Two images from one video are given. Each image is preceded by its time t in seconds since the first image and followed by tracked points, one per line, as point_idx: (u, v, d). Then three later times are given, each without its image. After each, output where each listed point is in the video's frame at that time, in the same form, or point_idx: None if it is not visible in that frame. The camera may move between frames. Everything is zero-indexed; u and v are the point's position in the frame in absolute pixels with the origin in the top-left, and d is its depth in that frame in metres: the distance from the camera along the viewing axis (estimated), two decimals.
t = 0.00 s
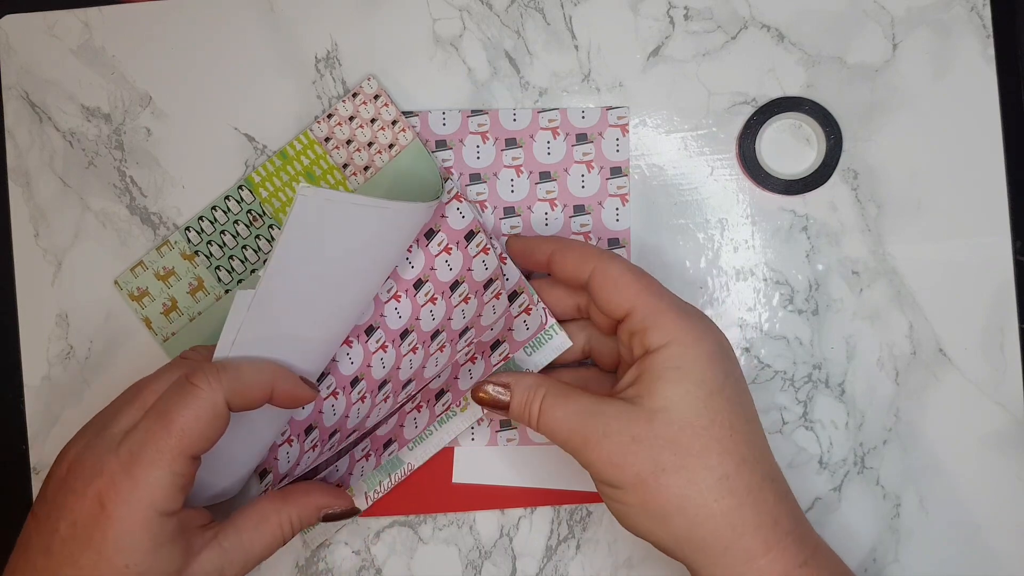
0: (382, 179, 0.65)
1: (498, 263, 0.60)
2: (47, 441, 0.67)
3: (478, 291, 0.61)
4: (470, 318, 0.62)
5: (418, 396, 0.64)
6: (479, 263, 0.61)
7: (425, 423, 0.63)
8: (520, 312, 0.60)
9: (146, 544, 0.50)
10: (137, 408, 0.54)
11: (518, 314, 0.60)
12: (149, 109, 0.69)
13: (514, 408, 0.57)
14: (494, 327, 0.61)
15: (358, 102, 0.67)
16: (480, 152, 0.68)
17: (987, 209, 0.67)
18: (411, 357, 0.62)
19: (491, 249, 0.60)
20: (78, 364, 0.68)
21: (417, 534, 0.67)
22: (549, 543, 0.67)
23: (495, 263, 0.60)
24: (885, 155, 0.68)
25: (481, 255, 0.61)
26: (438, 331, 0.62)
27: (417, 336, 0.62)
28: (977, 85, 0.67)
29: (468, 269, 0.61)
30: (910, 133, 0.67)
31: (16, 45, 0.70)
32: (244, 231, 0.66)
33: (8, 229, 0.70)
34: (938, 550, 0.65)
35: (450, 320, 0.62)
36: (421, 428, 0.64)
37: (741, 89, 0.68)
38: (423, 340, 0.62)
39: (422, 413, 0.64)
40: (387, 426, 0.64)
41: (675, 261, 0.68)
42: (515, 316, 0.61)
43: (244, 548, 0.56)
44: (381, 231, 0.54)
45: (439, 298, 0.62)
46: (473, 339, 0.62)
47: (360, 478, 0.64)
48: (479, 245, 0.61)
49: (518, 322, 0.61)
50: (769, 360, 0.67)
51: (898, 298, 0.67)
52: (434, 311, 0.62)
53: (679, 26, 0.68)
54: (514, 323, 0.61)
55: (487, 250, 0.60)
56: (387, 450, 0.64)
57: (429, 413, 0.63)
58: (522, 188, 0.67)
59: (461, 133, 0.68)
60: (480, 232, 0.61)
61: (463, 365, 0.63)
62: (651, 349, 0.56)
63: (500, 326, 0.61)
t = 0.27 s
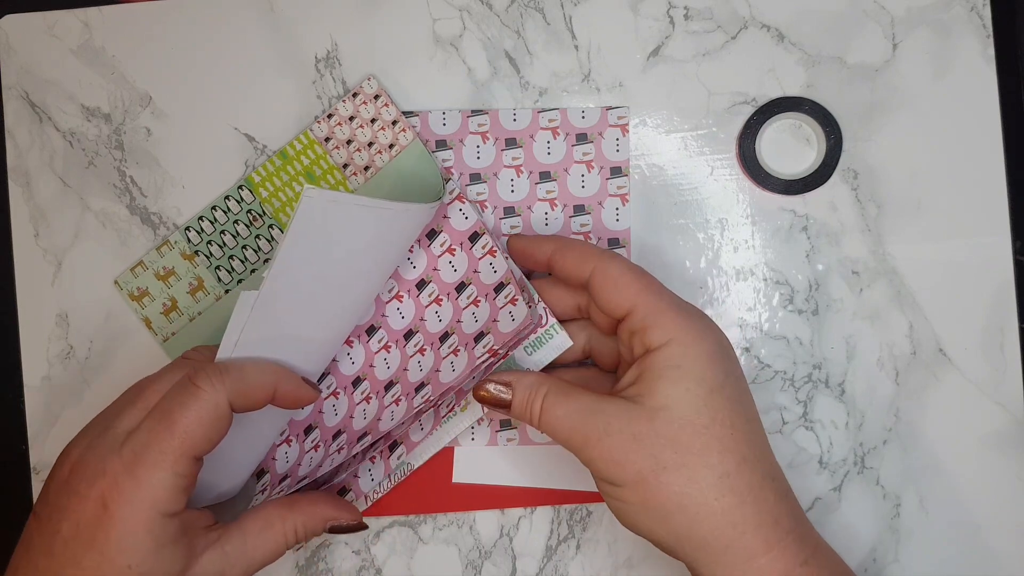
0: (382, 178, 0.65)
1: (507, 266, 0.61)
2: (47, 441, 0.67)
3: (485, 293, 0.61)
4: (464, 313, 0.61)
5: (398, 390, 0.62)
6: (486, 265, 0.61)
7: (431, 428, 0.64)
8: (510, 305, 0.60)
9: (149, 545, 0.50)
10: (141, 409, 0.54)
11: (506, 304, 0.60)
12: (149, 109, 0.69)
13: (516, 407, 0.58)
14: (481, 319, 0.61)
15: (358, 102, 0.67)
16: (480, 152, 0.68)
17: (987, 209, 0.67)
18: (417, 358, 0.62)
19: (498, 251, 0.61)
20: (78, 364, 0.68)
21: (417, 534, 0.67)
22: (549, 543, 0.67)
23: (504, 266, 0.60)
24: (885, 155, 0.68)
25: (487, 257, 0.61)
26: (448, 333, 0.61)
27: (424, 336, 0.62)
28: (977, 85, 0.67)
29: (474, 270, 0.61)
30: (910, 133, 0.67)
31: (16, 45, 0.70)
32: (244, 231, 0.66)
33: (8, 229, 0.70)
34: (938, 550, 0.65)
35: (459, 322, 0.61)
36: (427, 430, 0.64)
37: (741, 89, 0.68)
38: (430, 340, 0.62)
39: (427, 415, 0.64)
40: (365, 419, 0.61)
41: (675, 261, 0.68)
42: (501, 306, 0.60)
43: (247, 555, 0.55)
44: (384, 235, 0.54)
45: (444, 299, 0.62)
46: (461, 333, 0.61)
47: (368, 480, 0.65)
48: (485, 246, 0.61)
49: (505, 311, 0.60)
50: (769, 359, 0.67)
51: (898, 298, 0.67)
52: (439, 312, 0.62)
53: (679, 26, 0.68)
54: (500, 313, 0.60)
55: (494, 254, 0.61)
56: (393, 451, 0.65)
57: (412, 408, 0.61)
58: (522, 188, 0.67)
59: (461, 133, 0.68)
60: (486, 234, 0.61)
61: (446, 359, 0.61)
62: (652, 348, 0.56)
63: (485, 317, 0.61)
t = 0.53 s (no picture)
0: (381, 178, 0.65)
1: (503, 266, 0.60)
2: (47, 441, 0.67)
3: (484, 294, 0.60)
4: (466, 317, 0.61)
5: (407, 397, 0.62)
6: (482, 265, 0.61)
7: (421, 428, 0.62)
8: (508, 306, 0.59)
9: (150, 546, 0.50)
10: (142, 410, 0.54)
11: (508, 309, 0.59)
12: (149, 109, 0.69)
13: (517, 403, 0.58)
14: (482, 322, 0.60)
15: (358, 103, 0.67)
16: (480, 152, 0.68)
17: (987, 209, 0.67)
18: (420, 361, 0.62)
19: (493, 250, 0.61)
20: (78, 364, 0.68)
21: (417, 534, 0.67)
22: (549, 543, 0.67)
23: (500, 265, 0.60)
24: (885, 155, 0.68)
25: (483, 256, 0.61)
26: (450, 336, 0.61)
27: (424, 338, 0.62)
28: (977, 85, 0.67)
29: (471, 270, 0.61)
30: (910, 133, 0.67)
31: (16, 45, 0.70)
32: (244, 231, 0.66)
33: (8, 229, 0.70)
34: (938, 550, 0.65)
35: (460, 325, 0.61)
36: (417, 432, 0.62)
37: (741, 89, 0.68)
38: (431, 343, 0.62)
39: (417, 416, 0.62)
40: (376, 425, 0.63)
41: (675, 261, 0.68)
42: (502, 313, 0.59)
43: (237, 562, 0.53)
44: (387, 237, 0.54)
45: (442, 299, 0.62)
46: (464, 337, 0.61)
47: (360, 483, 0.63)
48: (479, 245, 0.61)
49: (506, 317, 0.59)
50: (769, 359, 0.67)
51: (898, 298, 0.67)
52: (438, 313, 0.62)
53: (679, 26, 0.68)
54: (502, 319, 0.59)
55: (491, 253, 0.61)
56: (383, 454, 0.63)
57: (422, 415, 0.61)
58: (522, 188, 0.67)
59: (461, 133, 0.68)
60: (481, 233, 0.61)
61: (453, 365, 0.61)
62: (653, 348, 0.56)
63: (487, 321, 0.60)
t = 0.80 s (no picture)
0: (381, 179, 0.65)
1: (499, 266, 0.61)
2: (47, 441, 0.67)
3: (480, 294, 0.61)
4: (463, 319, 0.62)
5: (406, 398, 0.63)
6: (478, 266, 0.61)
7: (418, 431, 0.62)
8: (502, 306, 0.60)
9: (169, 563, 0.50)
10: (155, 423, 0.54)
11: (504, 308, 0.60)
12: (149, 109, 0.69)
13: (514, 402, 0.56)
14: (477, 323, 0.61)
15: (358, 104, 0.67)
16: (480, 152, 0.68)
17: (987, 209, 0.67)
18: (418, 362, 0.62)
19: (489, 250, 0.61)
20: (78, 364, 0.68)
21: (417, 534, 0.67)
22: (549, 543, 0.67)
23: (495, 265, 0.61)
24: (885, 155, 0.68)
25: (480, 256, 0.61)
26: (446, 337, 0.62)
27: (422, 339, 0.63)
28: (977, 85, 0.67)
29: (468, 270, 0.62)
30: (910, 133, 0.67)
31: (16, 45, 0.70)
32: (245, 231, 0.66)
33: (8, 229, 0.70)
34: (938, 550, 0.65)
35: (456, 326, 0.62)
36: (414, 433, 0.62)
37: (741, 89, 0.68)
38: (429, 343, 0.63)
39: (415, 417, 0.62)
40: (374, 426, 0.63)
41: (675, 261, 0.68)
42: (495, 311, 0.60)
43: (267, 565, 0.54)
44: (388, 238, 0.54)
45: (440, 300, 0.63)
46: (459, 338, 0.62)
47: (358, 484, 0.63)
48: (477, 245, 0.62)
49: (498, 318, 0.60)
50: (769, 359, 0.67)
51: (898, 298, 0.67)
52: (437, 314, 0.63)
53: (679, 26, 0.68)
54: (495, 319, 0.60)
55: (486, 252, 0.61)
56: (382, 456, 0.63)
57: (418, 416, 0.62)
58: (522, 188, 0.67)
59: (461, 133, 0.68)
60: (479, 233, 0.62)
61: (448, 365, 0.62)
62: (653, 350, 0.56)
63: (480, 321, 0.61)
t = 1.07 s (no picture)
0: (381, 178, 0.65)
1: (505, 269, 0.62)
2: (47, 441, 0.67)
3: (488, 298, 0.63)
4: (472, 322, 0.63)
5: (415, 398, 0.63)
6: (483, 269, 0.62)
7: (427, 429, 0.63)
8: (507, 309, 0.62)
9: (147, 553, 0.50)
10: (138, 414, 0.54)
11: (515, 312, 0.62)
12: (149, 109, 0.69)
13: (513, 401, 0.56)
14: (484, 326, 0.63)
15: (358, 103, 0.67)
16: (480, 152, 0.68)
17: (987, 209, 0.67)
18: (428, 366, 0.63)
19: (493, 253, 0.62)
20: (78, 364, 0.68)
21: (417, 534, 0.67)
22: (549, 543, 0.67)
23: (501, 268, 0.62)
24: (885, 155, 0.68)
25: (486, 259, 0.62)
26: (455, 340, 0.63)
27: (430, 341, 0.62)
28: (977, 85, 0.67)
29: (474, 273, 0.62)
30: (910, 133, 0.67)
31: (16, 45, 0.70)
32: (245, 231, 0.66)
33: (7, 229, 0.70)
34: (938, 550, 0.65)
35: (465, 329, 0.63)
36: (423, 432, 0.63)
37: (741, 89, 0.68)
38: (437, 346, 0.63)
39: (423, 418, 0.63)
40: (387, 427, 0.63)
41: (675, 261, 0.68)
42: (500, 314, 0.62)
43: (243, 549, 0.55)
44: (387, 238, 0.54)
45: (446, 302, 0.62)
46: (467, 340, 0.63)
47: (371, 483, 0.63)
48: (483, 248, 0.62)
49: (502, 320, 0.62)
50: (769, 359, 0.67)
51: (898, 298, 0.67)
52: (443, 316, 0.62)
53: (679, 26, 0.68)
54: (499, 321, 0.62)
55: (492, 254, 0.62)
56: (394, 455, 0.63)
57: (426, 416, 0.63)
58: (522, 188, 0.67)
59: (461, 133, 0.68)
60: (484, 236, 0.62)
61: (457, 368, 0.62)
62: (650, 350, 0.56)
63: (487, 326, 0.63)
